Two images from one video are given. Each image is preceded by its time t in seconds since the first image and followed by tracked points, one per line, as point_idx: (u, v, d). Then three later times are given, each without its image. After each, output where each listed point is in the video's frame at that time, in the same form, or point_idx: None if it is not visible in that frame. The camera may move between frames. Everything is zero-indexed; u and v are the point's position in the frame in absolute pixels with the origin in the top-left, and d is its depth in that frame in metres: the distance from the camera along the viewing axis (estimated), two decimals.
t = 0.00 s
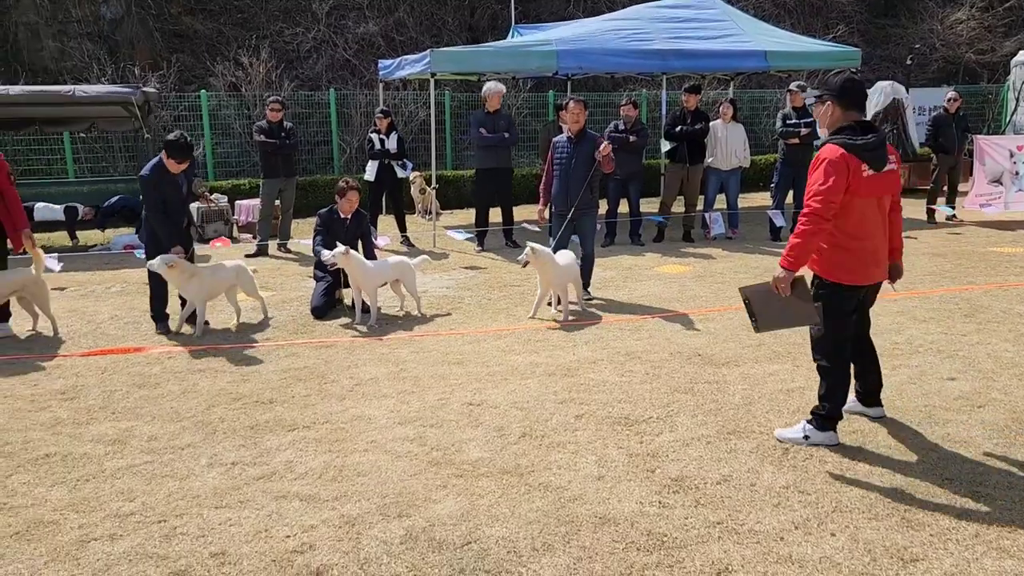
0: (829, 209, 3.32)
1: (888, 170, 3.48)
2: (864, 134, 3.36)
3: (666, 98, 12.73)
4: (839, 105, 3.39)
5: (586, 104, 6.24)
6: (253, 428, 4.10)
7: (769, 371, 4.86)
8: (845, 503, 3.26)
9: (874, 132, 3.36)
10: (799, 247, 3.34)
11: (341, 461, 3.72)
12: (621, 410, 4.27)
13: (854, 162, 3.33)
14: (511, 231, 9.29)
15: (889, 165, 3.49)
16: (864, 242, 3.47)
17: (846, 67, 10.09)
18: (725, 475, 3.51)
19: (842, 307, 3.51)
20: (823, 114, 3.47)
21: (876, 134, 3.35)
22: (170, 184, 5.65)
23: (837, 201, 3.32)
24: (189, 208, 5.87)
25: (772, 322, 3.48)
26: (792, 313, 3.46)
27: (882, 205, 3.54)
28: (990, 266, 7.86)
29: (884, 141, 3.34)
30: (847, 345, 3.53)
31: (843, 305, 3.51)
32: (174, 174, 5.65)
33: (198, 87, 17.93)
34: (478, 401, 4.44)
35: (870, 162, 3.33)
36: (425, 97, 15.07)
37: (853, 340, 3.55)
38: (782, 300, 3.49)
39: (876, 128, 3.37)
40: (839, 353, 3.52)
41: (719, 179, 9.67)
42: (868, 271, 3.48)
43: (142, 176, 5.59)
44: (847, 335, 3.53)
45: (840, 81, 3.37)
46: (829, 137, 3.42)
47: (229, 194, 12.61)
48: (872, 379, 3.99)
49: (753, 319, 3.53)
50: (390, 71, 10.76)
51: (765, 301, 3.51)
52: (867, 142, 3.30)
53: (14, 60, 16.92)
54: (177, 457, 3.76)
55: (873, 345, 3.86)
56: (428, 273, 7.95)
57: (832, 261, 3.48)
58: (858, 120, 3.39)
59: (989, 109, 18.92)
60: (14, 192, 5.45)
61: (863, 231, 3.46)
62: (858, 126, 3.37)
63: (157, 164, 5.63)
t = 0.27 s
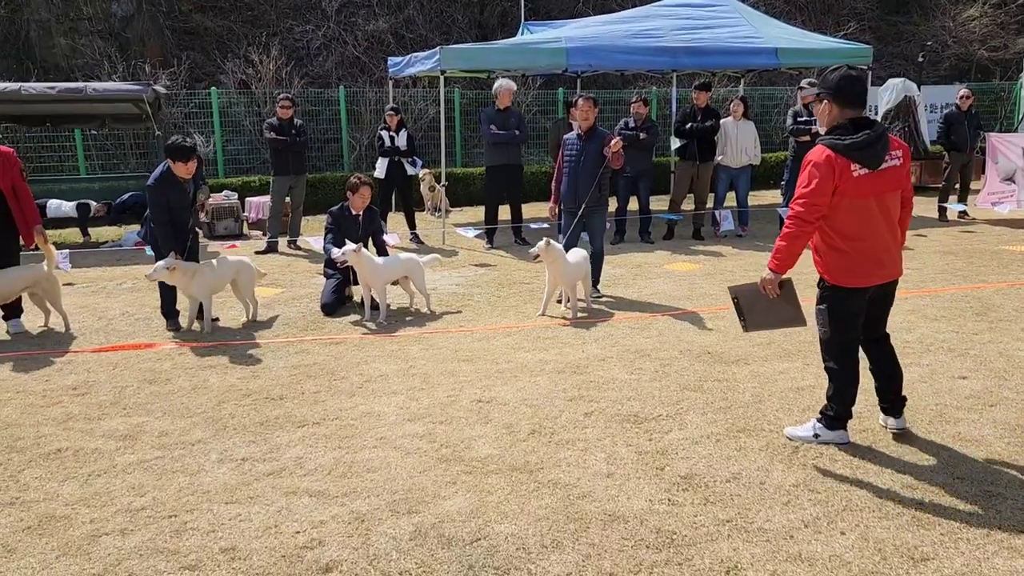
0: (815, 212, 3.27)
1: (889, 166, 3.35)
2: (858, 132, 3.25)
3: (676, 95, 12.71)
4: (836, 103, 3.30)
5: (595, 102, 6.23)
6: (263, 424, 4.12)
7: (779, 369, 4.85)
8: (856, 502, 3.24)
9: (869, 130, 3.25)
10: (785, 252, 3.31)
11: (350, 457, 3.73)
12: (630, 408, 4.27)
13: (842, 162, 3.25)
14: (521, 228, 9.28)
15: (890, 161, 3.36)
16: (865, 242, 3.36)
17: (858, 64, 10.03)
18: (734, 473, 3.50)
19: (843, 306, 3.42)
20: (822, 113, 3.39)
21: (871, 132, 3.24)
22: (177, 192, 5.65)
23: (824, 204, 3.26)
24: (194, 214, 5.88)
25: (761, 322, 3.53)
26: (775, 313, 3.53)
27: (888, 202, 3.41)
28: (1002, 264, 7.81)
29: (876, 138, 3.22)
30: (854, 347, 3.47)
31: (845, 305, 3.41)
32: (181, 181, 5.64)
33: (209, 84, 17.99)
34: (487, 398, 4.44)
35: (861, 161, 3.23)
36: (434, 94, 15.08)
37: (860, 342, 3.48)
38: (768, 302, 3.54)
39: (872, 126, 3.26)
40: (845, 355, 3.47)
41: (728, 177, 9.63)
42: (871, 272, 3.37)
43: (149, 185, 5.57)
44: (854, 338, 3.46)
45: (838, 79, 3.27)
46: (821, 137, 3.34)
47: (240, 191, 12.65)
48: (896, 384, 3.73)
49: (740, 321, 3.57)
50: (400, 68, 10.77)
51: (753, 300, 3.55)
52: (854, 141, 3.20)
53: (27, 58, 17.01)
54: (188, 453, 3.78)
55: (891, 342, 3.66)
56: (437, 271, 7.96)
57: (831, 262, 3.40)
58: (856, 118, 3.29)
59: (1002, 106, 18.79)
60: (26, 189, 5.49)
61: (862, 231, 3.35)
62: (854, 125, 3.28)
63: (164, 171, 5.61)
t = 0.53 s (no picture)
0: (832, 220, 3.17)
1: (906, 170, 3.22)
2: (873, 136, 3.14)
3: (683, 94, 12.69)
4: (848, 104, 3.22)
5: (603, 100, 6.21)
6: (271, 422, 4.12)
7: (787, 368, 4.83)
8: (864, 502, 3.23)
9: (883, 134, 3.13)
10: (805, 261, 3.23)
11: (357, 455, 3.73)
12: (637, 407, 4.26)
13: (856, 169, 3.14)
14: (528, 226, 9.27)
15: (907, 165, 3.23)
16: (881, 248, 3.26)
17: (866, 62, 10.00)
18: (741, 473, 3.49)
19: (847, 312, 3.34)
20: (836, 115, 3.31)
21: (885, 136, 3.13)
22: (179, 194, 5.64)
23: (840, 212, 3.17)
24: (198, 215, 5.88)
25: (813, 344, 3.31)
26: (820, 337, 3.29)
27: (906, 207, 3.29)
28: (1012, 264, 7.77)
29: (891, 144, 3.10)
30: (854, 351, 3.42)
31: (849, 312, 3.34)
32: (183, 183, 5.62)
33: (217, 82, 18.02)
34: (494, 396, 4.44)
35: (874, 168, 3.11)
36: (441, 93, 15.08)
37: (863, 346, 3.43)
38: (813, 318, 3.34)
39: (887, 129, 3.14)
40: (846, 359, 3.44)
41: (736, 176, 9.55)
42: (887, 278, 3.28)
43: (151, 188, 5.56)
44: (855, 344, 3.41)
45: (849, 79, 3.19)
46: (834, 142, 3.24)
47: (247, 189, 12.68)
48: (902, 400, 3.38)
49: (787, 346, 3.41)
50: (407, 67, 10.77)
51: (795, 322, 3.39)
52: (867, 148, 3.09)
53: (36, 56, 17.07)
54: (195, 450, 3.78)
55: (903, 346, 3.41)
56: (444, 269, 7.96)
57: (846, 269, 3.31)
58: (870, 120, 3.19)
59: (1011, 105, 18.70)
60: (36, 187, 5.50)
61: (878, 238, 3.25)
62: (868, 128, 3.17)
63: (165, 173, 5.59)
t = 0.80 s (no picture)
0: (863, 222, 3.00)
1: (938, 175, 3.06)
2: (905, 138, 2.97)
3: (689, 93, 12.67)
4: (878, 107, 3.04)
5: (610, 100, 6.20)
6: (277, 420, 4.13)
7: (793, 368, 4.83)
8: (871, 503, 3.22)
9: (915, 135, 2.97)
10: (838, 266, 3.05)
11: (363, 454, 3.73)
12: (643, 406, 4.26)
13: (887, 169, 2.98)
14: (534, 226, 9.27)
15: (939, 169, 3.06)
16: (910, 255, 3.10)
17: (874, 62, 9.97)
18: (748, 473, 3.49)
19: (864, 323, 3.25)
20: (864, 118, 3.11)
21: (919, 138, 2.95)
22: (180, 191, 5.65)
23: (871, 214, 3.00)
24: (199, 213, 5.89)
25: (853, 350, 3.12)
26: (858, 342, 3.10)
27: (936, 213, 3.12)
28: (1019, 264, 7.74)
29: (924, 145, 2.93)
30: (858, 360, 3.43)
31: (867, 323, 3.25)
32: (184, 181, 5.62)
33: (223, 81, 18.05)
34: (500, 395, 4.44)
35: (906, 169, 2.95)
36: (447, 92, 15.09)
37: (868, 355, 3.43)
38: (852, 325, 3.15)
39: (919, 131, 2.97)
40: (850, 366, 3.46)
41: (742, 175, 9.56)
42: (915, 286, 3.12)
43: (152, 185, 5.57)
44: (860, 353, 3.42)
45: (879, 80, 3.00)
46: (863, 142, 3.07)
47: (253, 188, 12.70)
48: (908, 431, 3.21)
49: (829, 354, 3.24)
50: (413, 66, 10.78)
51: (835, 329, 3.21)
52: (900, 148, 2.93)
53: (43, 55, 17.11)
54: (202, 448, 3.79)
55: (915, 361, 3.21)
56: (450, 268, 7.96)
57: (873, 275, 3.14)
58: (900, 123, 3.01)
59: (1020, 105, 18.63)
60: (43, 185, 5.51)
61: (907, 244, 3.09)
62: (900, 130, 3.00)
63: (166, 171, 5.59)
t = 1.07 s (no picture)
0: (875, 215, 2.92)
1: (961, 176, 2.97)
2: (930, 134, 2.89)
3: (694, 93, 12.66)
4: (900, 103, 2.98)
5: (616, 101, 6.21)
6: (282, 420, 4.13)
7: (798, 369, 4.82)
8: (876, 505, 3.21)
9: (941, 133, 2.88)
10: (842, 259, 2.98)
11: (368, 454, 3.74)
12: (648, 407, 4.25)
13: (908, 164, 2.89)
14: (539, 226, 9.26)
15: (963, 171, 2.97)
16: (922, 256, 3.00)
17: (880, 63, 9.95)
18: (753, 474, 3.48)
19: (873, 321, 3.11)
20: (891, 114, 3.05)
21: (944, 136, 2.87)
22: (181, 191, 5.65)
23: (884, 208, 2.92)
24: (205, 213, 5.88)
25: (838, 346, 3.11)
26: (844, 338, 3.10)
27: (955, 216, 3.03)
28: None
29: (948, 143, 2.85)
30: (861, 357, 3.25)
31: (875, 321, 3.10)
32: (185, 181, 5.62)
33: (229, 81, 18.09)
34: (504, 396, 4.44)
35: (927, 166, 2.86)
36: (453, 92, 15.10)
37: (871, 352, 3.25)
38: (839, 321, 3.13)
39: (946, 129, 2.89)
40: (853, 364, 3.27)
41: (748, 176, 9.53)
42: (923, 288, 3.02)
43: (154, 183, 5.59)
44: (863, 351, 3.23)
45: (905, 76, 2.94)
46: (887, 135, 2.99)
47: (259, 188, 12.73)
48: (920, 433, 3.14)
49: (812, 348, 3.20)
50: (419, 66, 10.79)
51: (821, 325, 3.18)
52: (923, 143, 2.85)
53: (50, 55, 17.15)
54: (207, 448, 3.80)
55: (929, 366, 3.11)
56: (455, 268, 7.96)
57: (881, 272, 3.06)
58: (928, 120, 2.93)
59: None
60: (49, 185, 5.53)
61: (920, 244, 2.99)
62: (927, 126, 2.91)
63: (169, 171, 5.59)
